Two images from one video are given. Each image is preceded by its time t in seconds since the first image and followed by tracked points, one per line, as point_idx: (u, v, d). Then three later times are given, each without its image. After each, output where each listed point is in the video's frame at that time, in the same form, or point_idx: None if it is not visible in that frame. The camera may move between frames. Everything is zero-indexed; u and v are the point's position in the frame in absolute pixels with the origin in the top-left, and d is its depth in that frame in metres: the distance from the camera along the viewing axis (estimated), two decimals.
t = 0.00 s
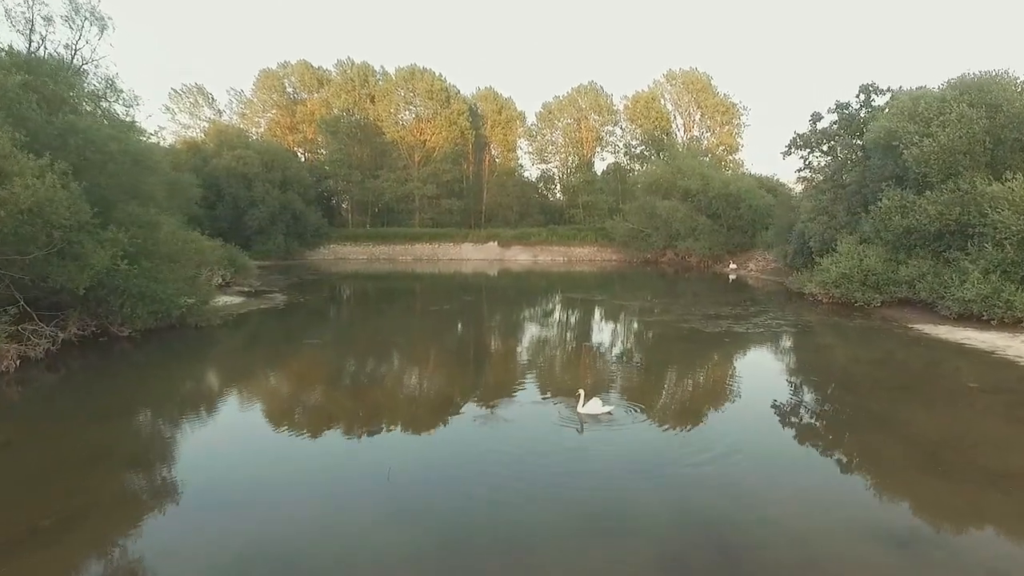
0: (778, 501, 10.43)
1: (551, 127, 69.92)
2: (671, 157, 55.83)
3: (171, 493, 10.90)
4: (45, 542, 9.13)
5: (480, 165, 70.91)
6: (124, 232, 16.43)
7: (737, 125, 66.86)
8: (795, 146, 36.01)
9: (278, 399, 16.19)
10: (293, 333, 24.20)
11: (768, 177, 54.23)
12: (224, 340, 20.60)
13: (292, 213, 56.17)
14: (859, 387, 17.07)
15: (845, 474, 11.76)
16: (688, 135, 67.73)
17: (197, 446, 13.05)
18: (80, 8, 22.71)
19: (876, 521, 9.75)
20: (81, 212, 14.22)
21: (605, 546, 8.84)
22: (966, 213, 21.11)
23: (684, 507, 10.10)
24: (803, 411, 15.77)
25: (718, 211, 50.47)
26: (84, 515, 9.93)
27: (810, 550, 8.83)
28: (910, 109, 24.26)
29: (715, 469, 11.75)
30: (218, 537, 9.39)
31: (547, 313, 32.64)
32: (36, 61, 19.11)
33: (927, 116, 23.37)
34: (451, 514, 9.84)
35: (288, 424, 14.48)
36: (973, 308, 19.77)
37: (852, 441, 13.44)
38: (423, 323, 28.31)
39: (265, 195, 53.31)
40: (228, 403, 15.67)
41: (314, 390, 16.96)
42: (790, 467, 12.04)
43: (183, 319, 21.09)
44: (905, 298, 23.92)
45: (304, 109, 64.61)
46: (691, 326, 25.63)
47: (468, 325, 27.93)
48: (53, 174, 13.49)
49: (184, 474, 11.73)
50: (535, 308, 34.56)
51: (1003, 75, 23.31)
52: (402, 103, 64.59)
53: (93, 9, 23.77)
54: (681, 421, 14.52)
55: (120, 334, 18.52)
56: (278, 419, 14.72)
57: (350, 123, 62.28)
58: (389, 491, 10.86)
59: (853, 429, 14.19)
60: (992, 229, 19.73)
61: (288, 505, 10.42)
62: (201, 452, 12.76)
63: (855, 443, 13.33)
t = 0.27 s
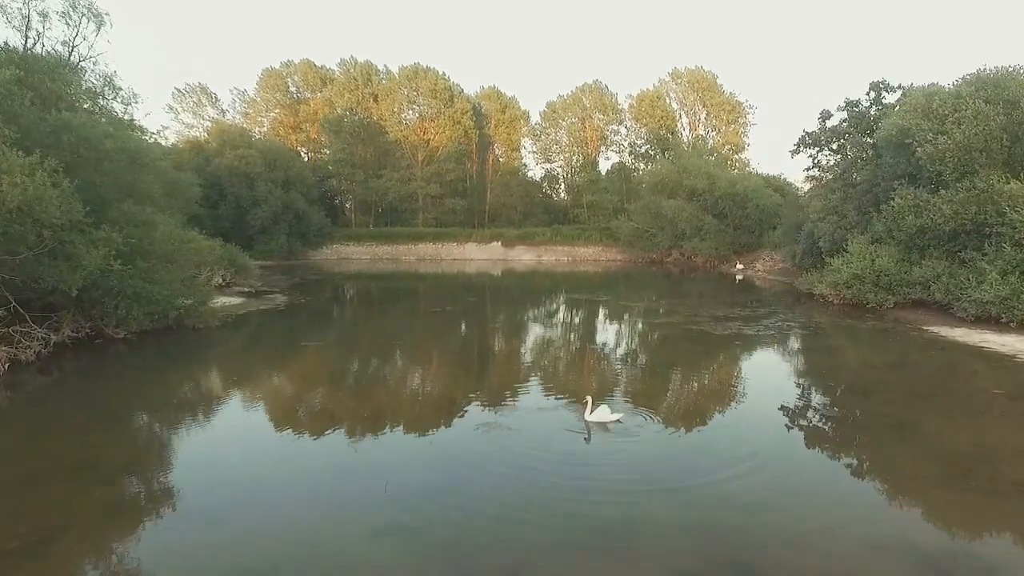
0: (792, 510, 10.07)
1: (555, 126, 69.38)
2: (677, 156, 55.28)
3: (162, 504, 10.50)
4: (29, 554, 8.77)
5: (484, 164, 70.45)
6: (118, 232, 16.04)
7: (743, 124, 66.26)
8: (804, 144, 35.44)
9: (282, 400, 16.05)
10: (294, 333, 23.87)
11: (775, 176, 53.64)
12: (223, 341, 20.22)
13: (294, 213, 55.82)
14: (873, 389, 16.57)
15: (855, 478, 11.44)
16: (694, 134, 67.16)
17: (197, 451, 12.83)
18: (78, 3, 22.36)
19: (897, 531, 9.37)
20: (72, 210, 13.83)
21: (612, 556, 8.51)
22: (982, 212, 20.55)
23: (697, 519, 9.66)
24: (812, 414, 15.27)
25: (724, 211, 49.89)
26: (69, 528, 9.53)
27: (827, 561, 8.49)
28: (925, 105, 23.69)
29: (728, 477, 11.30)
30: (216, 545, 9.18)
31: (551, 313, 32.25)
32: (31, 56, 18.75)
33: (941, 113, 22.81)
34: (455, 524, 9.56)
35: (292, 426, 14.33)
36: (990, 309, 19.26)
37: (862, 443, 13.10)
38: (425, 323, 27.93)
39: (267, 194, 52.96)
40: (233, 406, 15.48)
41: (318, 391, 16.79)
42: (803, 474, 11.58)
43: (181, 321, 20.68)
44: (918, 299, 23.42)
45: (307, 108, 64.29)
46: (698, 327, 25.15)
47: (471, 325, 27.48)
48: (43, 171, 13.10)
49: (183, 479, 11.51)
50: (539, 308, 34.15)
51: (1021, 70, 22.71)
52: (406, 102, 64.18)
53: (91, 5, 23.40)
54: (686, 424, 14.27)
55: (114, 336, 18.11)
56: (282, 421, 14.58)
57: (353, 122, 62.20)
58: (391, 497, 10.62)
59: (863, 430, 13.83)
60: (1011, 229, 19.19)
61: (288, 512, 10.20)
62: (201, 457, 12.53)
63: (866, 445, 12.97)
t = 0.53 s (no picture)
0: (809, 520, 9.66)
1: (559, 125, 68.85)
2: (682, 155, 54.71)
3: (154, 513, 10.08)
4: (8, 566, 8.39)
5: (487, 164, 69.97)
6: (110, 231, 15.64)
7: (749, 123, 65.63)
8: (812, 142, 34.88)
9: (285, 400, 15.85)
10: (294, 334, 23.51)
11: (782, 176, 53.04)
12: (220, 343, 19.84)
13: (297, 213, 55.48)
14: (885, 391, 16.09)
15: (865, 482, 11.08)
16: (699, 134, 66.56)
17: (194, 454, 12.52)
18: None
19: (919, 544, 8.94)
20: (61, 209, 13.42)
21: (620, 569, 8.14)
22: (999, 211, 19.98)
23: (712, 531, 9.25)
24: (820, 416, 14.79)
25: (730, 210, 49.34)
26: (56, 537, 9.12)
27: None
28: (938, 102, 23.13)
29: (743, 485, 10.84)
30: (214, 554, 8.90)
31: (555, 314, 31.82)
32: (25, 52, 18.38)
33: (956, 110, 22.26)
34: (459, 535, 9.23)
35: (294, 427, 14.13)
36: (1008, 312, 18.72)
37: (872, 445, 12.72)
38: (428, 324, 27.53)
39: (269, 194, 52.64)
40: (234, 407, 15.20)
41: (321, 391, 16.56)
42: (820, 481, 11.13)
43: (177, 323, 20.24)
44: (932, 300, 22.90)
45: (309, 107, 63.91)
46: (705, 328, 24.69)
47: (474, 326, 27.05)
48: (29, 168, 12.69)
49: (180, 483, 11.23)
50: (543, 309, 33.73)
51: None
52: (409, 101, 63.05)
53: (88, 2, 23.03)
54: (695, 426, 13.90)
55: (108, 339, 17.69)
56: (284, 422, 14.38)
57: (356, 121, 61.60)
58: (393, 504, 10.33)
59: (873, 433, 13.43)
60: None
61: (287, 519, 9.91)
62: (198, 460, 12.23)
63: (876, 448, 12.59)
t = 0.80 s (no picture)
0: (825, 521, 9.26)
1: (561, 125, 68.44)
2: (685, 154, 54.27)
3: (144, 515, 9.76)
4: None
5: (489, 163, 69.56)
6: (99, 232, 15.21)
7: (752, 122, 65.17)
8: (818, 141, 34.44)
9: (286, 401, 15.56)
10: (294, 333, 23.11)
11: (785, 175, 52.57)
12: (216, 345, 19.44)
13: (297, 212, 55.11)
14: (894, 395, 15.66)
15: (871, 486, 10.73)
16: (701, 133, 66.15)
17: (188, 457, 12.17)
18: None
19: (943, 551, 8.52)
20: (47, 209, 13.03)
21: None
22: (1013, 211, 19.50)
23: (728, 532, 8.83)
24: (825, 419, 14.34)
25: (734, 210, 48.89)
26: (39, 545, 8.72)
27: None
28: (949, 100, 22.66)
29: (758, 488, 10.40)
30: (208, 554, 8.63)
31: (557, 314, 31.46)
32: (16, 48, 17.96)
33: (968, 108, 21.77)
34: (462, 536, 8.86)
35: (294, 427, 13.84)
36: None
37: (879, 448, 12.34)
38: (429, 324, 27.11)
39: (269, 194, 52.29)
40: (234, 408, 14.90)
41: (322, 391, 16.28)
42: (837, 483, 10.69)
43: (171, 326, 19.76)
44: (943, 302, 22.43)
45: (310, 106, 63.51)
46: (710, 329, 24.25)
47: (475, 326, 26.63)
48: (13, 167, 12.31)
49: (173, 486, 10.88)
50: (545, 309, 33.33)
51: None
52: (410, 100, 62.96)
53: None
54: (700, 428, 13.48)
55: (100, 342, 17.27)
56: (284, 422, 14.10)
57: (356, 120, 61.09)
58: (394, 504, 10.01)
59: (881, 436, 13.05)
60: None
61: (284, 520, 9.56)
62: (192, 463, 11.88)
63: (883, 451, 12.21)
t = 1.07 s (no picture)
0: (844, 530, 8.90)
1: (563, 124, 67.99)
2: (688, 153, 53.79)
3: (137, 519, 9.48)
4: None
5: (490, 163, 69.13)
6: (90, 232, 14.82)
7: (755, 121, 64.68)
8: (823, 140, 33.99)
9: (286, 400, 15.28)
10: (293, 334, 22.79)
11: (789, 174, 52.11)
12: (213, 346, 19.12)
13: (297, 212, 54.73)
14: (905, 396, 15.28)
15: (880, 489, 10.34)
16: (704, 132, 65.71)
17: (185, 459, 11.86)
18: None
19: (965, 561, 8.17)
20: (33, 208, 12.66)
21: None
22: None
23: (744, 542, 8.47)
24: (832, 421, 13.95)
25: (737, 210, 48.46)
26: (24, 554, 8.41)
27: None
28: (960, 97, 22.24)
29: (773, 496, 10.02)
30: (205, 561, 8.37)
31: (559, 314, 31.08)
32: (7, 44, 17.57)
33: (979, 105, 21.35)
34: (468, 545, 8.53)
35: (295, 427, 13.55)
36: None
37: (887, 449, 11.95)
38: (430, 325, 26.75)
39: (269, 194, 51.93)
40: (235, 410, 14.59)
41: (323, 391, 15.99)
42: (855, 489, 10.31)
43: (164, 328, 19.35)
44: (953, 303, 22.02)
45: (310, 105, 63.08)
46: (715, 330, 23.83)
47: (476, 327, 26.25)
48: None
49: (169, 489, 10.58)
50: (547, 309, 32.95)
51: None
52: (410, 99, 62.58)
53: None
54: (705, 429, 13.14)
55: (93, 345, 16.95)
56: (284, 423, 13.82)
57: (357, 119, 60.62)
58: (396, 509, 9.77)
59: (890, 437, 12.66)
60: None
61: (285, 526, 9.27)
62: (189, 466, 11.57)
63: (892, 452, 11.82)
